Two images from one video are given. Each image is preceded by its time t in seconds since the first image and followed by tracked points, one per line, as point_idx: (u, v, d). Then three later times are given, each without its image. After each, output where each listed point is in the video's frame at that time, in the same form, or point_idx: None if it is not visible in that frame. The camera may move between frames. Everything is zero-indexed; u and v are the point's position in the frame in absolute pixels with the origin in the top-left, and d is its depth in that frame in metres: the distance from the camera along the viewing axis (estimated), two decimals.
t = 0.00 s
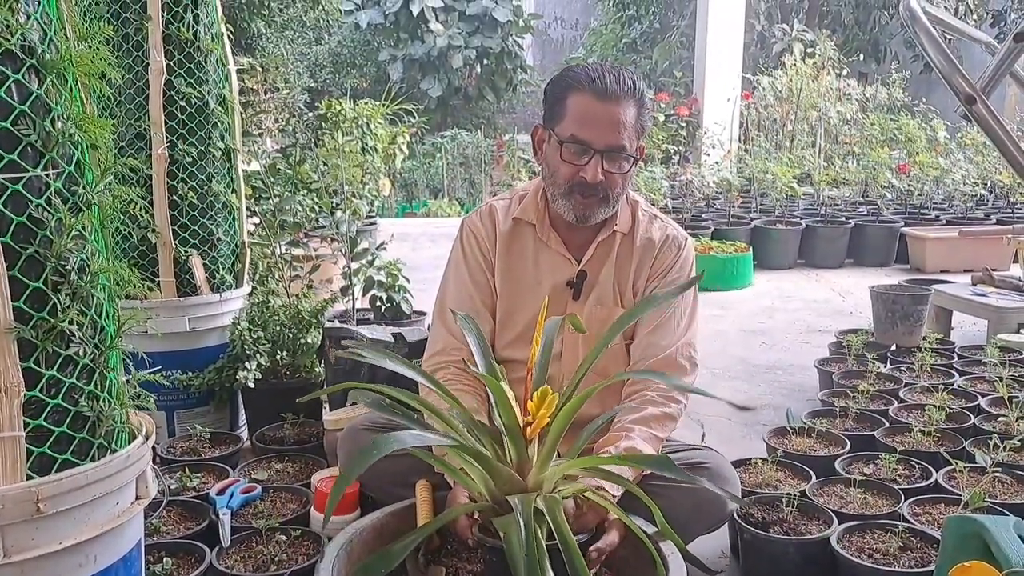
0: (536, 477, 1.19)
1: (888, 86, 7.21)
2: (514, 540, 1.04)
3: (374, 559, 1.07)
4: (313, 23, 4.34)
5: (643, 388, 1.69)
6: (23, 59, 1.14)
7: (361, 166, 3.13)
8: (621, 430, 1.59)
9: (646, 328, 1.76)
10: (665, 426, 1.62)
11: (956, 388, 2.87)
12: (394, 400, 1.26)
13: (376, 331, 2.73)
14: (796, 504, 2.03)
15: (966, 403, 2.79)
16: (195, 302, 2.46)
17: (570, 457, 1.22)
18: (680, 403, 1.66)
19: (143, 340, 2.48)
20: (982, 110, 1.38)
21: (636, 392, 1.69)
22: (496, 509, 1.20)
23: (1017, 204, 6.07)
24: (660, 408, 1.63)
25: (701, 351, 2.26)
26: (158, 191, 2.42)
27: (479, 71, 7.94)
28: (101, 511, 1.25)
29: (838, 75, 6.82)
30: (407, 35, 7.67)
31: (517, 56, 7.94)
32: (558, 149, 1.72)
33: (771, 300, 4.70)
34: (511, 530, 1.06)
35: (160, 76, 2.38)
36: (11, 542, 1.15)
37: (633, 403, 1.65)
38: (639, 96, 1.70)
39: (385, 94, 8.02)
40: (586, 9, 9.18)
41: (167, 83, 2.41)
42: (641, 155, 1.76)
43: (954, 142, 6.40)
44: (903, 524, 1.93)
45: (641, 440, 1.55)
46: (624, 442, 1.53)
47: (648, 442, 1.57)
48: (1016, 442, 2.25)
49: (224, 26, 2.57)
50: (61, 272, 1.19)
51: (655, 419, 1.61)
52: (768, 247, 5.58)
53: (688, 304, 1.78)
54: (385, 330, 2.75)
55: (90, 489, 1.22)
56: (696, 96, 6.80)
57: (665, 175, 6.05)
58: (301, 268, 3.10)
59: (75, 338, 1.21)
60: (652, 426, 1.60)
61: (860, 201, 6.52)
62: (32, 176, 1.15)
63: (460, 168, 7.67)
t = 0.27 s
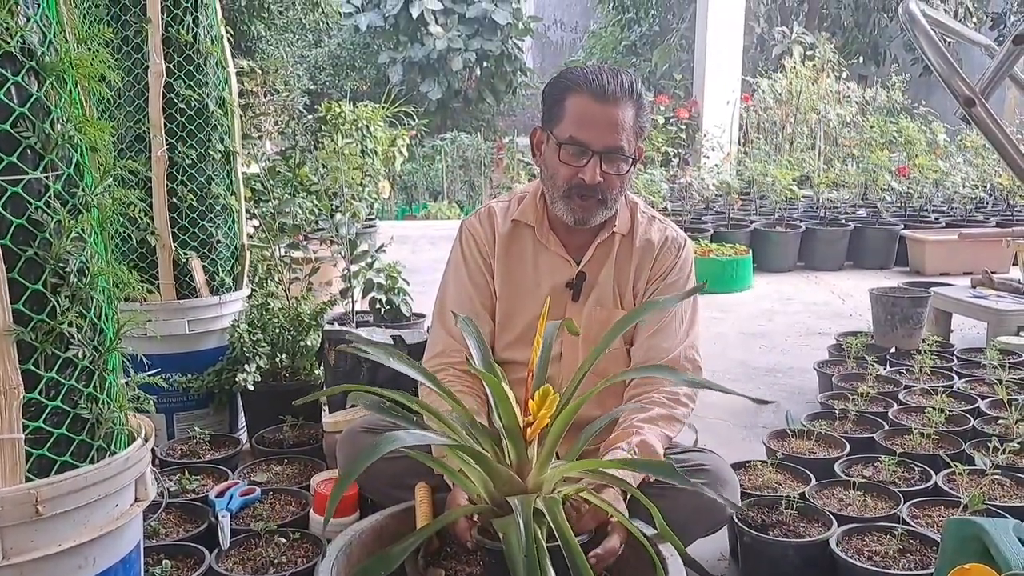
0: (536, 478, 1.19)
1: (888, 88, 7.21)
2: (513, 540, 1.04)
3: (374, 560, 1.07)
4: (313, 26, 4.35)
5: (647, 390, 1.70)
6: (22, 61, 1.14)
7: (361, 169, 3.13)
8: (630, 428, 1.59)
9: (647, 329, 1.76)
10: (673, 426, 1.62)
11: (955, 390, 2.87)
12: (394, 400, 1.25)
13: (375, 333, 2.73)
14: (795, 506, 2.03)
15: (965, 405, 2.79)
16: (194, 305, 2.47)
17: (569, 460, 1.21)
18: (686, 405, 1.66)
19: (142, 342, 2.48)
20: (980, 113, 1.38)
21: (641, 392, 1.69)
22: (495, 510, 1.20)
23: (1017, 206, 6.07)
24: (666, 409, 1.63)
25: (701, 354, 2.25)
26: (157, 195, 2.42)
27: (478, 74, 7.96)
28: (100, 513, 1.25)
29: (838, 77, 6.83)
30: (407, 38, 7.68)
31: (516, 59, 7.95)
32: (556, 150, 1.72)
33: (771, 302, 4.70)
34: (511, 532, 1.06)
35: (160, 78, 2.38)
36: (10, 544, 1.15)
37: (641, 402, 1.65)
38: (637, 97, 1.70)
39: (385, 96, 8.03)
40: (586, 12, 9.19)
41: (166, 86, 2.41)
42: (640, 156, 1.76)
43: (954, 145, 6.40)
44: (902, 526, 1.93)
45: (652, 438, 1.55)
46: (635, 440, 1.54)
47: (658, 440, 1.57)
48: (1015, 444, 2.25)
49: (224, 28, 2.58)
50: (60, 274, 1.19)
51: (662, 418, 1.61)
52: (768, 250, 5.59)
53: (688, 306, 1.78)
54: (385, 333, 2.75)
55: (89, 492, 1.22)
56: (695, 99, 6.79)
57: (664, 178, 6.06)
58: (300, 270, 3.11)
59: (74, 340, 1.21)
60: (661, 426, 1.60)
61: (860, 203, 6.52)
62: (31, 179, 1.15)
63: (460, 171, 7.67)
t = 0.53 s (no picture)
0: (539, 478, 1.19)
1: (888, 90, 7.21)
2: (518, 539, 1.04)
3: (376, 559, 1.07)
4: (314, 27, 4.35)
5: (644, 392, 1.69)
6: (23, 62, 1.14)
7: (361, 170, 3.13)
8: (624, 432, 1.59)
9: (646, 330, 1.76)
10: (667, 429, 1.62)
11: (955, 392, 2.87)
12: (397, 399, 1.25)
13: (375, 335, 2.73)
14: (795, 508, 2.03)
15: (965, 407, 2.79)
16: (195, 306, 2.47)
17: (574, 460, 1.22)
18: (680, 407, 1.66)
19: (142, 344, 2.48)
20: (981, 114, 1.38)
21: (637, 394, 1.69)
22: (498, 510, 1.20)
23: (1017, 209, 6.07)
24: (661, 411, 1.63)
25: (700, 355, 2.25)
26: (157, 196, 2.42)
27: (479, 76, 7.96)
28: (100, 514, 1.25)
29: (838, 79, 6.83)
30: (408, 39, 7.69)
31: (517, 61, 7.95)
32: (557, 150, 1.72)
33: (771, 304, 4.70)
34: (516, 530, 1.06)
35: (160, 80, 2.38)
36: (10, 546, 1.15)
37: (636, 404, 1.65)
38: (638, 98, 1.71)
39: (385, 97, 8.03)
40: (587, 13, 9.20)
41: (166, 87, 2.41)
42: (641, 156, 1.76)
43: (954, 147, 6.40)
44: (902, 528, 1.93)
45: (647, 441, 1.55)
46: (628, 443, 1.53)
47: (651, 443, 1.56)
48: (1015, 446, 2.25)
49: (224, 30, 2.58)
50: (60, 276, 1.19)
51: (656, 421, 1.61)
52: (768, 252, 5.59)
53: (688, 306, 1.78)
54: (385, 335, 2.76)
55: (89, 493, 1.22)
56: (696, 100, 6.78)
57: (665, 180, 6.06)
58: (300, 272, 3.11)
59: (74, 341, 1.21)
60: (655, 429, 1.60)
61: (860, 205, 6.52)
62: (31, 180, 1.15)
63: (460, 172, 7.68)
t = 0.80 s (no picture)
0: (540, 481, 1.19)
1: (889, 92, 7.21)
2: (519, 542, 1.04)
3: (376, 561, 1.07)
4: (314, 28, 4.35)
5: (647, 391, 1.69)
6: (24, 63, 1.14)
7: (361, 171, 3.13)
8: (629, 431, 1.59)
9: (648, 330, 1.76)
10: (672, 428, 1.62)
11: (956, 393, 2.87)
12: (399, 400, 1.25)
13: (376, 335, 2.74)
14: (796, 510, 2.03)
15: (966, 408, 2.78)
16: (195, 306, 2.46)
17: (575, 461, 1.22)
18: (684, 407, 1.66)
19: (143, 344, 2.48)
20: (982, 116, 1.38)
21: (641, 393, 1.69)
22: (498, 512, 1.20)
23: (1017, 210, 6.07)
24: (666, 410, 1.63)
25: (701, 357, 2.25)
26: (158, 197, 2.42)
27: (479, 76, 7.97)
28: (101, 515, 1.25)
29: (839, 80, 6.83)
30: (409, 40, 7.70)
31: (518, 61, 7.95)
32: (559, 151, 1.72)
33: (771, 305, 4.70)
34: (516, 533, 1.05)
35: (161, 80, 2.38)
36: (11, 547, 1.15)
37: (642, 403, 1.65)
38: (640, 99, 1.71)
39: (385, 98, 8.03)
40: (587, 14, 9.21)
41: (167, 88, 2.41)
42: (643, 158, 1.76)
43: (955, 148, 6.39)
44: (903, 529, 1.93)
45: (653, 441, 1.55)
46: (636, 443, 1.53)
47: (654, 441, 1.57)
48: (1015, 448, 2.25)
49: (225, 30, 2.58)
50: (61, 276, 1.19)
51: (660, 420, 1.60)
52: (768, 253, 5.59)
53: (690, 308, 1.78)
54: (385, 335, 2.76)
55: (89, 494, 1.22)
56: (696, 102, 6.77)
57: (665, 181, 6.06)
58: (301, 273, 3.11)
59: (74, 342, 1.21)
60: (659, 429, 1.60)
61: (860, 207, 6.52)
62: (31, 180, 1.15)
63: (461, 173, 7.68)
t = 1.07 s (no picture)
0: (538, 483, 1.19)
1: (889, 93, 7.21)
2: (517, 545, 1.04)
3: (375, 563, 1.06)
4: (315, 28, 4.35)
5: (646, 390, 1.70)
6: (24, 64, 1.14)
7: (362, 172, 3.14)
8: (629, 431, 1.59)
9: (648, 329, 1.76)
10: (672, 427, 1.62)
11: (956, 394, 2.87)
12: (397, 402, 1.25)
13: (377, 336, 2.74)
14: (796, 511, 2.02)
15: (966, 409, 2.78)
16: (196, 307, 2.46)
17: (573, 463, 1.22)
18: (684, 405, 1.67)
19: (144, 345, 2.48)
20: (983, 117, 1.38)
21: (641, 392, 1.69)
22: (497, 515, 1.19)
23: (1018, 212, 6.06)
24: (667, 408, 1.63)
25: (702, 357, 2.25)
26: (158, 197, 2.42)
27: (479, 77, 7.98)
28: (101, 515, 1.25)
29: (840, 81, 6.83)
30: (409, 41, 7.70)
31: (518, 62, 7.95)
32: (555, 146, 1.73)
33: (772, 306, 4.70)
34: (514, 536, 1.05)
35: (162, 81, 2.38)
36: (11, 547, 1.15)
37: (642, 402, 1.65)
38: (632, 91, 1.71)
39: (386, 99, 8.03)
40: (587, 15, 9.21)
41: (168, 88, 2.41)
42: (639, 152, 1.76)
43: (955, 150, 6.39)
44: (903, 531, 1.93)
45: (652, 440, 1.55)
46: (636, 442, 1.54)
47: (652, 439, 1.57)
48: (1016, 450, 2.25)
49: (225, 31, 2.58)
50: (62, 276, 1.19)
51: (659, 420, 1.61)
52: (769, 254, 5.59)
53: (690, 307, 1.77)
54: (386, 336, 2.76)
55: (89, 494, 1.22)
56: (696, 103, 6.75)
57: (666, 182, 6.05)
58: (301, 273, 3.11)
59: (75, 342, 1.21)
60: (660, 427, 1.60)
61: (860, 208, 6.52)
62: (32, 181, 1.15)
63: (461, 173, 7.68)
